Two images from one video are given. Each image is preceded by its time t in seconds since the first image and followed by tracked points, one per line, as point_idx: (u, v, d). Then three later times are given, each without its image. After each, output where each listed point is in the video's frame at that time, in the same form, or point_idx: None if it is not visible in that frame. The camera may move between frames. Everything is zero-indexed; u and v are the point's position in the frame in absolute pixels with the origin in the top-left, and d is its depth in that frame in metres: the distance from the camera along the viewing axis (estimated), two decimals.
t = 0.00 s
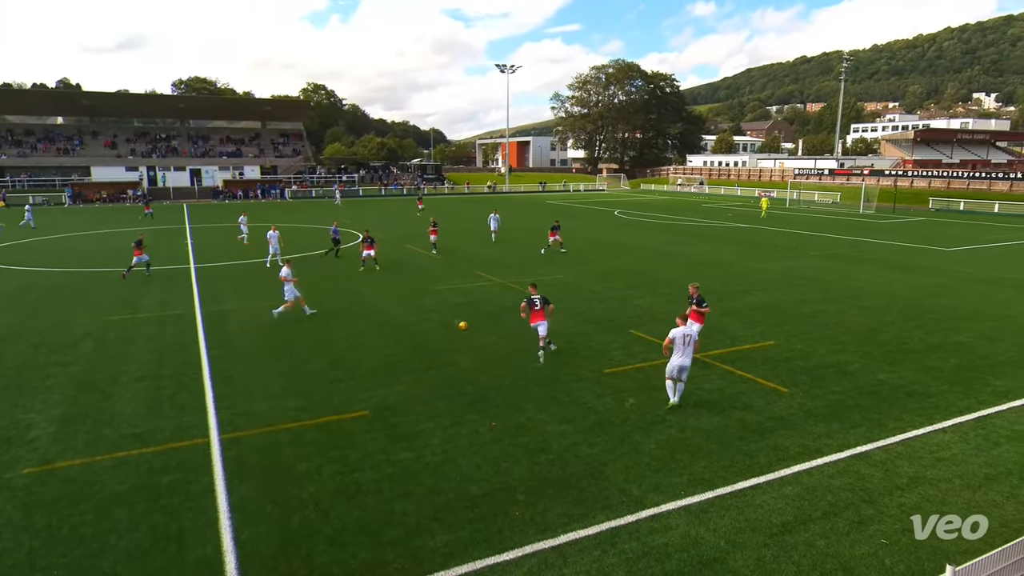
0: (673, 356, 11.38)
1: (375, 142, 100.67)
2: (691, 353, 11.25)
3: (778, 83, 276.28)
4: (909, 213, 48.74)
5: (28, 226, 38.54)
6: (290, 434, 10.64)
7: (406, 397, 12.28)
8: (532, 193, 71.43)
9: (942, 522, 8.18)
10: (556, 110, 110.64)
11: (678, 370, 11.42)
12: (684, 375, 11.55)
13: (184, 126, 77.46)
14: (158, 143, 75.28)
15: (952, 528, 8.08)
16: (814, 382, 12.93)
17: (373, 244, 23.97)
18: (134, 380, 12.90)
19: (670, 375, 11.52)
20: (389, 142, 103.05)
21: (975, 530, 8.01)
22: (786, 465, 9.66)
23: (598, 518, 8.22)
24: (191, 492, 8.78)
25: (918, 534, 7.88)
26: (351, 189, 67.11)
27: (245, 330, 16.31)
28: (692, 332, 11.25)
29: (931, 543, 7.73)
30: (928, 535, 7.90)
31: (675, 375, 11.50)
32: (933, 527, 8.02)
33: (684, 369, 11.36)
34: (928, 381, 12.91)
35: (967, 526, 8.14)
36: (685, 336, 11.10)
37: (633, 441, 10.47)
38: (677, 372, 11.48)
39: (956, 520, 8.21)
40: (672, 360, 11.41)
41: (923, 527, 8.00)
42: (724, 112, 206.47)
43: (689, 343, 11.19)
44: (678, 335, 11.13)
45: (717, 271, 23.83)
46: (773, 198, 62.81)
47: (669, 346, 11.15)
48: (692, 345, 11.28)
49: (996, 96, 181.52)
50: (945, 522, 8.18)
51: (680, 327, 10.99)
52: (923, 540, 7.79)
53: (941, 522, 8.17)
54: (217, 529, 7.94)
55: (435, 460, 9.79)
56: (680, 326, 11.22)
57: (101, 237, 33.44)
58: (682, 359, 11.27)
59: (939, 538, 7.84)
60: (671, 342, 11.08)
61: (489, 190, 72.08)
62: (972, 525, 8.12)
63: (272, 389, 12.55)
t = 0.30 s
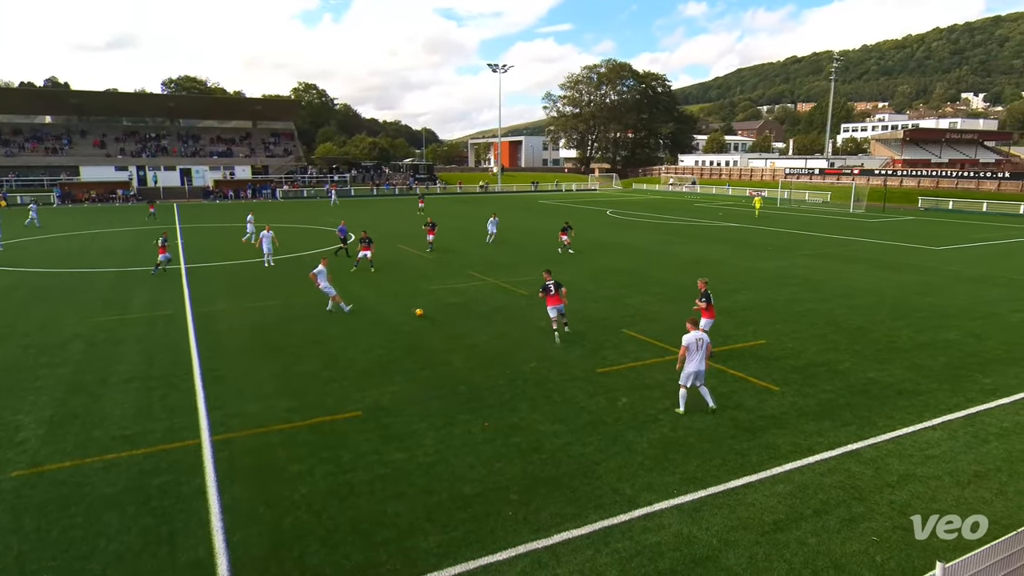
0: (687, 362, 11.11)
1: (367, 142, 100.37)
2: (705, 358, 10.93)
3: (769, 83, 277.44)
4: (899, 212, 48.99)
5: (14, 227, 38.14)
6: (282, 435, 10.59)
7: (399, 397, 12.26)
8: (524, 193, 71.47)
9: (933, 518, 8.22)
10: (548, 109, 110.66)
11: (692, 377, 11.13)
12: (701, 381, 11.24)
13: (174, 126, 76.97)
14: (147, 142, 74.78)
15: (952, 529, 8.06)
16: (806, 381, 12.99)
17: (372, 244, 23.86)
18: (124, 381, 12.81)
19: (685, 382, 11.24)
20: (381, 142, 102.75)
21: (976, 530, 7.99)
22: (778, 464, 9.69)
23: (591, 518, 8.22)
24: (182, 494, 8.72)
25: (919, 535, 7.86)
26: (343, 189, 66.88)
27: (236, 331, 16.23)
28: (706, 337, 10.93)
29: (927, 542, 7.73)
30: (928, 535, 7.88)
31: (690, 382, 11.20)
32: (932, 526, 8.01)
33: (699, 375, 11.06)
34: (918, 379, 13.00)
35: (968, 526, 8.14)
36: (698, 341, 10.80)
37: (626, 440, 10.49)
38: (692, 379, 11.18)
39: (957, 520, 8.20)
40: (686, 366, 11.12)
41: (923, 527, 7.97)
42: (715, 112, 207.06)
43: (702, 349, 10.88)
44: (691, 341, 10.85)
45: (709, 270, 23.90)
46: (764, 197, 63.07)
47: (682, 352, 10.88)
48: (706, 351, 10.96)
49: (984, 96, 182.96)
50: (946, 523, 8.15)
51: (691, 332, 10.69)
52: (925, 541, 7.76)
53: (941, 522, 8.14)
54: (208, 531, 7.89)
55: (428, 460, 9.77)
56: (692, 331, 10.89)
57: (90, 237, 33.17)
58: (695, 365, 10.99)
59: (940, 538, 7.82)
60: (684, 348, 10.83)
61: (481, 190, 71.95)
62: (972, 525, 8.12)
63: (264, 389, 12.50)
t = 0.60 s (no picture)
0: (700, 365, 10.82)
1: (358, 143, 100.07)
2: (718, 359, 10.68)
3: (759, 85, 278.74)
4: (888, 212, 49.33)
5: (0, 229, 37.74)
6: (273, 436, 10.55)
7: (391, 398, 12.24)
8: (515, 194, 71.53)
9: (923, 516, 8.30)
10: (539, 110, 110.77)
11: (706, 380, 10.83)
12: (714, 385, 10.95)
13: (163, 126, 76.46)
14: (136, 143, 74.23)
15: (952, 529, 8.10)
16: (796, 380, 13.08)
17: (371, 243, 23.86)
18: (113, 384, 12.72)
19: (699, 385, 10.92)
20: (372, 143, 102.46)
21: (976, 530, 8.04)
22: (768, 462, 9.77)
23: (583, 518, 8.24)
24: (172, 497, 8.66)
25: (918, 535, 7.88)
26: (334, 189, 66.63)
27: (226, 332, 16.12)
28: (718, 338, 10.65)
29: (922, 541, 7.77)
30: (929, 535, 7.90)
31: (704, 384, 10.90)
32: (931, 526, 8.05)
33: (713, 378, 10.77)
34: (906, 377, 13.12)
35: (968, 526, 8.18)
36: (713, 343, 10.52)
37: (618, 440, 10.51)
38: (705, 382, 10.88)
39: (957, 520, 8.23)
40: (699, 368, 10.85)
41: (923, 527, 8.00)
42: (706, 113, 207.69)
43: (715, 351, 10.63)
44: (706, 343, 10.54)
45: (699, 270, 24.00)
46: (753, 197, 63.43)
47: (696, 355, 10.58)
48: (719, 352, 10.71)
49: (971, 97, 184.70)
50: (946, 523, 8.19)
51: (705, 334, 10.42)
52: (925, 540, 7.77)
53: (941, 522, 8.17)
54: (199, 534, 7.84)
55: (420, 462, 9.75)
56: (706, 333, 10.62)
57: (78, 239, 32.88)
58: (709, 367, 10.70)
59: (941, 538, 7.84)
60: (700, 350, 10.53)
61: (472, 190, 71.88)
62: (972, 525, 8.16)
63: (255, 391, 12.44)
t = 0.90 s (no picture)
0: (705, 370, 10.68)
1: (346, 142, 99.62)
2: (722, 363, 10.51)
3: (746, 85, 280.24)
4: (874, 211, 49.76)
5: None
6: (262, 437, 10.49)
7: (380, 398, 12.19)
8: (504, 193, 71.51)
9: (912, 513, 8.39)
10: (528, 109, 110.77)
11: (715, 385, 10.66)
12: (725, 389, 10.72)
13: (149, 125, 75.79)
14: (122, 142, 73.50)
15: (952, 529, 8.11)
16: (784, 378, 13.17)
17: (372, 241, 23.58)
18: (99, 385, 12.58)
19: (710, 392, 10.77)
20: (360, 142, 102.01)
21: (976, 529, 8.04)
22: (757, 459, 9.83)
23: (573, 516, 8.26)
24: (159, 498, 8.59)
25: (918, 534, 7.89)
26: (322, 188, 66.29)
27: (213, 333, 15.99)
28: (720, 341, 10.51)
29: (917, 539, 7.81)
30: (929, 535, 7.92)
31: (714, 390, 10.71)
32: (930, 525, 8.10)
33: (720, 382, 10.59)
34: (892, 375, 13.24)
35: (968, 525, 8.18)
36: (713, 346, 10.40)
37: (608, 439, 10.54)
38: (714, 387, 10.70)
39: (957, 520, 8.24)
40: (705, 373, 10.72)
41: (922, 526, 8.02)
42: (694, 113, 208.51)
43: (718, 354, 10.47)
44: (707, 348, 10.43)
45: (687, 269, 24.13)
46: (741, 196, 63.75)
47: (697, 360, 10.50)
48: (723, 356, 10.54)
49: (955, 98, 186.56)
50: (946, 523, 8.20)
51: (705, 337, 10.34)
52: (923, 539, 7.79)
53: (941, 522, 8.19)
54: (186, 536, 7.78)
55: (410, 462, 9.72)
56: (707, 337, 10.52)
57: (62, 239, 32.50)
58: (714, 371, 10.54)
59: (940, 537, 7.85)
60: (700, 355, 10.43)
61: (461, 190, 71.76)
62: (973, 525, 8.17)
63: (242, 392, 12.35)
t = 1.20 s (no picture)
0: (700, 371, 10.72)
1: (330, 143, 98.99)
2: (718, 365, 10.55)
3: (729, 86, 282.60)
4: (854, 211, 50.42)
5: None
6: (246, 441, 10.40)
7: (365, 400, 12.13)
8: (489, 193, 71.48)
9: (894, 508, 8.51)
10: (512, 110, 110.84)
11: (707, 387, 10.75)
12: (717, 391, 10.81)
13: (128, 126, 74.88)
14: (100, 143, 72.53)
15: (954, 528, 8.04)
16: (767, 376, 13.30)
17: (366, 245, 23.35)
18: (78, 390, 12.38)
19: (701, 393, 10.85)
20: (344, 143, 101.44)
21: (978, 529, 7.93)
22: (742, 457, 9.92)
23: (560, 516, 8.28)
24: (141, 504, 8.48)
25: (918, 533, 7.88)
26: (305, 190, 65.80)
27: (195, 336, 15.81)
28: (717, 343, 10.54)
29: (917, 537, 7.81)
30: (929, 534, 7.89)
31: (706, 392, 10.81)
32: (934, 526, 8.03)
33: (713, 384, 10.68)
34: (873, 372, 13.43)
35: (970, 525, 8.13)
36: (710, 349, 10.43)
37: (593, 438, 10.57)
38: (706, 389, 10.78)
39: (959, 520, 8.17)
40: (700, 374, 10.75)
41: (923, 526, 7.99)
42: (677, 113, 209.73)
43: (714, 356, 10.51)
44: (703, 350, 10.47)
45: (671, 269, 24.29)
46: (724, 196, 64.33)
47: (693, 363, 10.51)
48: (718, 359, 10.58)
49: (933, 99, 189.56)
50: (946, 522, 8.13)
51: (702, 339, 10.38)
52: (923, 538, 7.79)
53: (941, 522, 8.13)
54: (169, 541, 7.69)
55: (395, 464, 9.68)
56: (703, 339, 10.57)
57: (38, 242, 31.94)
58: (709, 374, 10.59)
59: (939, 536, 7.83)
60: (697, 357, 10.46)
61: (445, 190, 71.62)
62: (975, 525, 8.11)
63: (225, 395, 12.23)
